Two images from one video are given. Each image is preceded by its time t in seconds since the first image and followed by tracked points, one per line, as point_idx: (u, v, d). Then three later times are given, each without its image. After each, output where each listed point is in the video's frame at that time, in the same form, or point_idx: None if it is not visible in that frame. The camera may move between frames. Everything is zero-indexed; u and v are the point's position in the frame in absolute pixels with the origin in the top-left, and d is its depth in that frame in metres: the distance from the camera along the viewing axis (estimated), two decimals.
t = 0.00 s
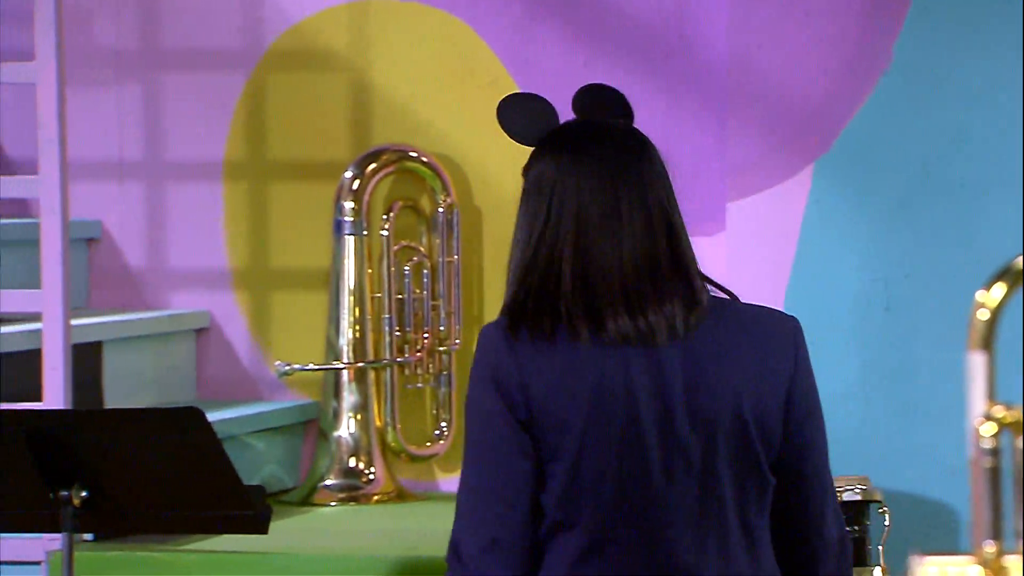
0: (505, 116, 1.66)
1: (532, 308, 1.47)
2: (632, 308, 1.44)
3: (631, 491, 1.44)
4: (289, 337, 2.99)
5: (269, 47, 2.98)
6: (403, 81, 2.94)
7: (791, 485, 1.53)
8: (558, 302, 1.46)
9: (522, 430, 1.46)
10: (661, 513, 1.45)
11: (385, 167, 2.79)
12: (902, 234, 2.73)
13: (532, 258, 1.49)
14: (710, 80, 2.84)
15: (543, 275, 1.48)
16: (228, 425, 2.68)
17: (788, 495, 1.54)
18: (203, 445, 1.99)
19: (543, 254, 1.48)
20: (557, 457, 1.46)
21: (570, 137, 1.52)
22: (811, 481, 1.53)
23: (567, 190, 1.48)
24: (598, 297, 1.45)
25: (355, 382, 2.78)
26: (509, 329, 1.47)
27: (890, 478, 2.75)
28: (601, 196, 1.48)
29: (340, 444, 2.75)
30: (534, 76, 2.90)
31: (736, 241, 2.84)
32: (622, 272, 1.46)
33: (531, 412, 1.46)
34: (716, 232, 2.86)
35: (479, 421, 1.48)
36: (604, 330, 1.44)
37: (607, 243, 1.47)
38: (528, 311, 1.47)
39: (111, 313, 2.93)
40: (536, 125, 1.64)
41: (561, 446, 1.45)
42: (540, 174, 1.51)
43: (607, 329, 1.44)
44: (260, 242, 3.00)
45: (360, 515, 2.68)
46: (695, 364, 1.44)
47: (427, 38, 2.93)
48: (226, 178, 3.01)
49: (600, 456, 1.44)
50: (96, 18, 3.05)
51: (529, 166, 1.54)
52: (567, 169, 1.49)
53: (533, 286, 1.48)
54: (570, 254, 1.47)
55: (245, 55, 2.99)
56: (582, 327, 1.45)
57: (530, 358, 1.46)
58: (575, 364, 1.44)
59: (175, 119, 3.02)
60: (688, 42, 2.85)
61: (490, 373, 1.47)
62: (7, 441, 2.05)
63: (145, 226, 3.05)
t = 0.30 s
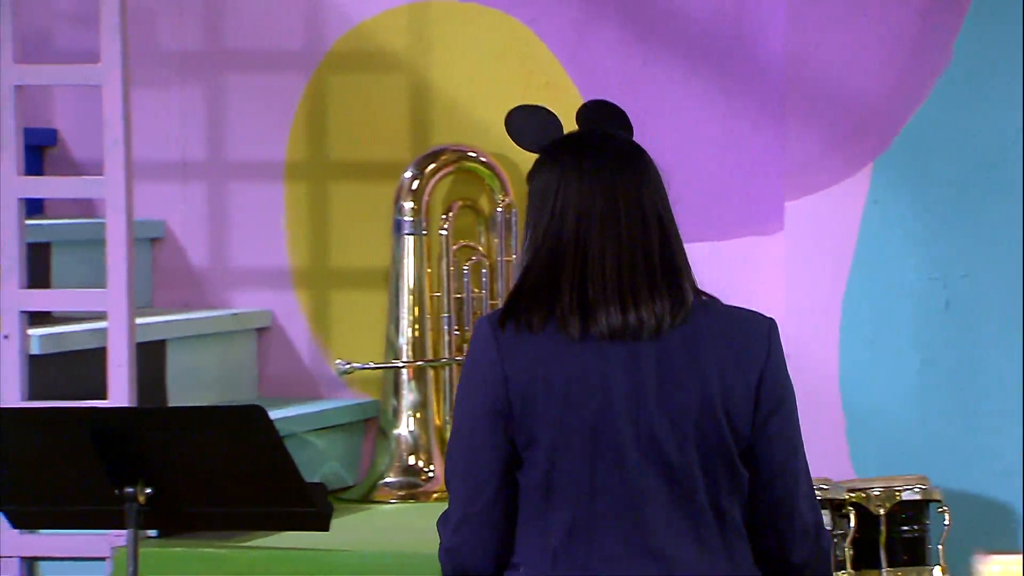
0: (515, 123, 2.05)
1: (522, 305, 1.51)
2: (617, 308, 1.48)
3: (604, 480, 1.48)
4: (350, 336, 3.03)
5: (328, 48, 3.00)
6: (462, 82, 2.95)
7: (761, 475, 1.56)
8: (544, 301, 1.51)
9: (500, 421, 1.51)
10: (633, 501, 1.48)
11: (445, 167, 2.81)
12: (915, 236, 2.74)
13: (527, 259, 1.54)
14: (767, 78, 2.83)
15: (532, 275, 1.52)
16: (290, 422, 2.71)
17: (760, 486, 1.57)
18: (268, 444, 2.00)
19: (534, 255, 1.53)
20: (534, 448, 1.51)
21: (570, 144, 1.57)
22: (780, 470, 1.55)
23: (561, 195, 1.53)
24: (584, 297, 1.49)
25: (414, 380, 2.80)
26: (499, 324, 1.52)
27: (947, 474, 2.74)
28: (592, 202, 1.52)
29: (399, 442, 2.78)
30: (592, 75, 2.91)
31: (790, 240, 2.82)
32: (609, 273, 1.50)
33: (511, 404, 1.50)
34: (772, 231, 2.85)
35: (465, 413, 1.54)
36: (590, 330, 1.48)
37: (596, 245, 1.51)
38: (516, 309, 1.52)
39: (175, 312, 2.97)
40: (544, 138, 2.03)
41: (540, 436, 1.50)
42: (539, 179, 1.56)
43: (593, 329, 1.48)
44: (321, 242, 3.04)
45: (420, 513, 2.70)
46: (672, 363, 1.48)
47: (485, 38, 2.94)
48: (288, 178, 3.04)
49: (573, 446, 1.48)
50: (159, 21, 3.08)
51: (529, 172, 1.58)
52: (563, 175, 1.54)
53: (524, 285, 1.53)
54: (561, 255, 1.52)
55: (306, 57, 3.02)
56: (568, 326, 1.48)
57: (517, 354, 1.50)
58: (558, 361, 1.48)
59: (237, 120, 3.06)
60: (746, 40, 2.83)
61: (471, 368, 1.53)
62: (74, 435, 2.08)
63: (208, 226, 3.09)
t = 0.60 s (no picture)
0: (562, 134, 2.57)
1: (583, 293, 1.69)
2: (675, 307, 1.68)
3: (645, 459, 1.67)
4: (420, 334, 3.05)
5: (400, 49, 3.02)
6: (532, 82, 2.95)
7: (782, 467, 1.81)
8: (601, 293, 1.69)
9: (553, 405, 1.68)
10: (669, 480, 1.68)
11: (514, 166, 2.81)
12: (982, 238, 2.75)
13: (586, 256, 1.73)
14: (839, 78, 2.80)
15: (595, 272, 1.70)
16: (360, 421, 2.73)
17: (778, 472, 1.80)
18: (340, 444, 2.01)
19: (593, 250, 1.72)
20: (582, 428, 1.69)
21: (619, 160, 1.75)
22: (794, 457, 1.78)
23: (615, 205, 1.72)
24: (642, 294, 1.68)
25: (484, 380, 2.82)
26: (557, 308, 1.70)
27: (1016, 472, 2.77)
28: (647, 211, 1.71)
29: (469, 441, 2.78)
30: (662, 75, 2.89)
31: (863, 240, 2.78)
32: (666, 276, 1.69)
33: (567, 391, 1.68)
34: (842, 231, 2.81)
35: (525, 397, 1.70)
36: (648, 325, 1.66)
37: (653, 248, 1.70)
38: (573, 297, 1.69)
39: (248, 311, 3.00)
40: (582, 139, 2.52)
41: (586, 419, 1.68)
42: (597, 185, 1.74)
43: (652, 325, 1.66)
44: (391, 241, 3.05)
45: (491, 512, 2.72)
46: (708, 358, 1.68)
47: (555, 38, 2.93)
48: (358, 179, 3.06)
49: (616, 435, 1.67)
50: (232, 22, 3.11)
51: (576, 180, 1.78)
52: (621, 187, 1.72)
53: (584, 278, 1.70)
54: (617, 254, 1.70)
55: (376, 58, 3.03)
56: (632, 320, 1.67)
57: (579, 342, 1.67)
58: (616, 353, 1.66)
59: (309, 121, 3.08)
60: (817, 39, 2.80)
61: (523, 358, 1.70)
62: (147, 436, 2.09)
63: (280, 225, 3.11)
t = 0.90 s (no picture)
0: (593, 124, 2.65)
1: (627, 256, 1.51)
2: (723, 262, 1.50)
3: (699, 432, 1.49)
4: (484, 331, 3.05)
5: (464, 47, 3.02)
6: (597, 80, 2.94)
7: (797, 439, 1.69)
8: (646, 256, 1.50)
9: (602, 377, 1.47)
10: (722, 452, 1.50)
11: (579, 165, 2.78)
12: None
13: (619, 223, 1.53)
14: (907, 74, 2.76)
15: (641, 231, 1.51)
16: (425, 418, 2.74)
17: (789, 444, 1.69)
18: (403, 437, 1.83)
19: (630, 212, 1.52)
20: (624, 404, 1.49)
21: (638, 124, 1.57)
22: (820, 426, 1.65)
23: (651, 165, 1.54)
24: (689, 249, 1.50)
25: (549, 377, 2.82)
26: (597, 270, 1.51)
27: None
28: (678, 163, 1.54)
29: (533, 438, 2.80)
30: (728, 72, 2.87)
31: (930, 237, 2.74)
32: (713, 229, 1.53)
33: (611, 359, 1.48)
34: (909, 229, 2.78)
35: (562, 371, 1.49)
36: (697, 285, 1.49)
37: (694, 199, 1.53)
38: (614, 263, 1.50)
39: (314, 308, 3.02)
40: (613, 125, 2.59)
41: (634, 391, 1.48)
42: (621, 148, 1.56)
43: (701, 284, 1.49)
44: (455, 238, 3.06)
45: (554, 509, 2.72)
46: (759, 316, 1.52)
47: (620, 36, 2.92)
48: (422, 176, 3.07)
49: (659, 408, 1.48)
50: (299, 22, 3.13)
51: (594, 152, 1.58)
52: (659, 145, 1.55)
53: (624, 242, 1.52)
54: (657, 213, 1.52)
55: (440, 57, 3.04)
56: (680, 279, 1.49)
57: (627, 304, 1.48)
58: (658, 314, 1.48)
59: (374, 120, 3.09)
60: (886, 37, 2.78)
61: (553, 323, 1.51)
62: (208, 431, 1.96)
63: (345, 223, 3.13)
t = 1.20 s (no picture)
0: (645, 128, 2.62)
1: (589, 231, 1.48)
2: (687, 228, 1.50)
3: (687, 394, 1.46)
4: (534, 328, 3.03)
5: (516, 46, 3.01)
6: (649, 76, 2.92)
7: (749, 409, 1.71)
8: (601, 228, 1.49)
9: (602, 339, 1.42)
10: (712, 415, 1.47)
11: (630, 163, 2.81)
12: None
13: (567, 194, 1.51)
14: (963, 72, 2.73)
15: (592, 209, 1.50)
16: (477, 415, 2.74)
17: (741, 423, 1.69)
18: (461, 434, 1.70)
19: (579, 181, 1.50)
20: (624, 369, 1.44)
21: (575, 102, 1.55)
22: (780, 402, 1.64)
23: (596, 143, 1.52)
24: (654, 218, 1.49)
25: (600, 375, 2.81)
26: (563, 247, 1.47)
27: None
28: (622, 128, 1.53)
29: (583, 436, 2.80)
30: (782, 69, 2.84)
31: (988, 237, 2.70)
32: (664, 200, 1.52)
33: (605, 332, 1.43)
34: (964, 227, 2.74)
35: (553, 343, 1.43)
36: (669, 256, 1.47)
37: (640, 161, 1.52)
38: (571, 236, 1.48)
39: (366, 305, 3.03)
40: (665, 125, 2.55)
41: (627, 355, 1.44)
42: (565, 116, 1.53)
43: (675, 249, 1.48)
44: (506, 235, 3.05)
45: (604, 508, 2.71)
46: (722, 278, 1.52)
47: (672, 32, 2.90)
48: (474, 173, 3.07)
49: (649, 374, 1.45)
50: (352, 20, 3.13)
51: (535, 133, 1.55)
52: (597, 123, 1.53)
53: (576, 217, 1.50)
54: (607, 183, 1.51)
55: (493, 55, 3.03)
56: (654, 245, 1.47)
57: (606, 272, 1.45)
58: (634, 281, 1.46)
59: (426, 117, 3.09)
60: (942, 34, 2.74)
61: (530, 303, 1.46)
62: (263, 427, 1.81)
63: (398, 220, 3.13)
